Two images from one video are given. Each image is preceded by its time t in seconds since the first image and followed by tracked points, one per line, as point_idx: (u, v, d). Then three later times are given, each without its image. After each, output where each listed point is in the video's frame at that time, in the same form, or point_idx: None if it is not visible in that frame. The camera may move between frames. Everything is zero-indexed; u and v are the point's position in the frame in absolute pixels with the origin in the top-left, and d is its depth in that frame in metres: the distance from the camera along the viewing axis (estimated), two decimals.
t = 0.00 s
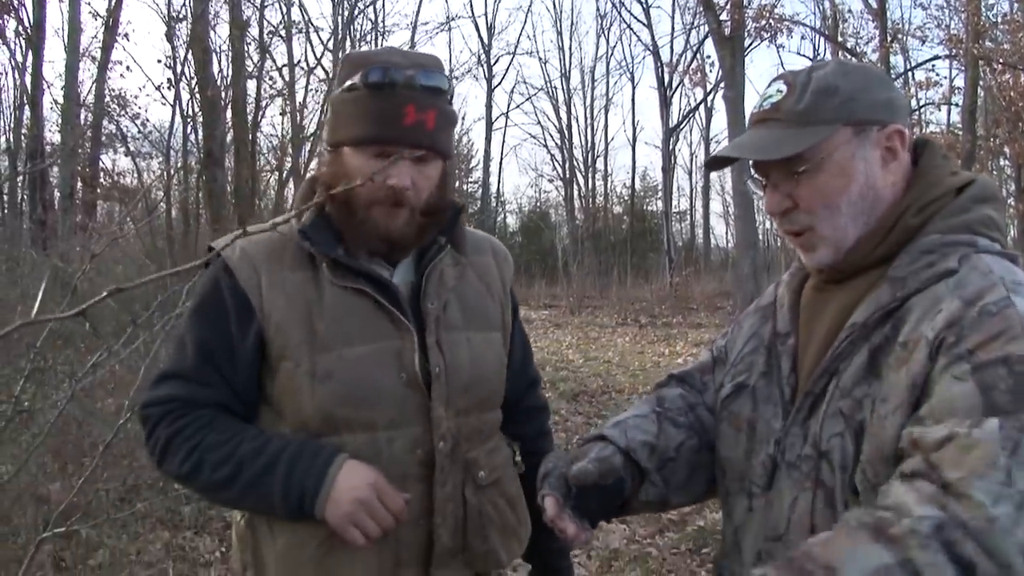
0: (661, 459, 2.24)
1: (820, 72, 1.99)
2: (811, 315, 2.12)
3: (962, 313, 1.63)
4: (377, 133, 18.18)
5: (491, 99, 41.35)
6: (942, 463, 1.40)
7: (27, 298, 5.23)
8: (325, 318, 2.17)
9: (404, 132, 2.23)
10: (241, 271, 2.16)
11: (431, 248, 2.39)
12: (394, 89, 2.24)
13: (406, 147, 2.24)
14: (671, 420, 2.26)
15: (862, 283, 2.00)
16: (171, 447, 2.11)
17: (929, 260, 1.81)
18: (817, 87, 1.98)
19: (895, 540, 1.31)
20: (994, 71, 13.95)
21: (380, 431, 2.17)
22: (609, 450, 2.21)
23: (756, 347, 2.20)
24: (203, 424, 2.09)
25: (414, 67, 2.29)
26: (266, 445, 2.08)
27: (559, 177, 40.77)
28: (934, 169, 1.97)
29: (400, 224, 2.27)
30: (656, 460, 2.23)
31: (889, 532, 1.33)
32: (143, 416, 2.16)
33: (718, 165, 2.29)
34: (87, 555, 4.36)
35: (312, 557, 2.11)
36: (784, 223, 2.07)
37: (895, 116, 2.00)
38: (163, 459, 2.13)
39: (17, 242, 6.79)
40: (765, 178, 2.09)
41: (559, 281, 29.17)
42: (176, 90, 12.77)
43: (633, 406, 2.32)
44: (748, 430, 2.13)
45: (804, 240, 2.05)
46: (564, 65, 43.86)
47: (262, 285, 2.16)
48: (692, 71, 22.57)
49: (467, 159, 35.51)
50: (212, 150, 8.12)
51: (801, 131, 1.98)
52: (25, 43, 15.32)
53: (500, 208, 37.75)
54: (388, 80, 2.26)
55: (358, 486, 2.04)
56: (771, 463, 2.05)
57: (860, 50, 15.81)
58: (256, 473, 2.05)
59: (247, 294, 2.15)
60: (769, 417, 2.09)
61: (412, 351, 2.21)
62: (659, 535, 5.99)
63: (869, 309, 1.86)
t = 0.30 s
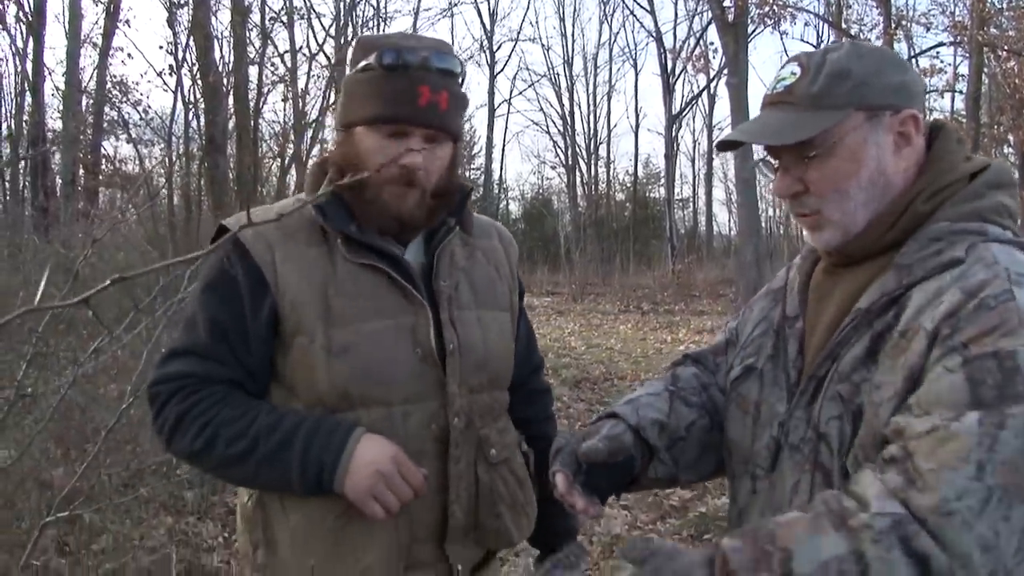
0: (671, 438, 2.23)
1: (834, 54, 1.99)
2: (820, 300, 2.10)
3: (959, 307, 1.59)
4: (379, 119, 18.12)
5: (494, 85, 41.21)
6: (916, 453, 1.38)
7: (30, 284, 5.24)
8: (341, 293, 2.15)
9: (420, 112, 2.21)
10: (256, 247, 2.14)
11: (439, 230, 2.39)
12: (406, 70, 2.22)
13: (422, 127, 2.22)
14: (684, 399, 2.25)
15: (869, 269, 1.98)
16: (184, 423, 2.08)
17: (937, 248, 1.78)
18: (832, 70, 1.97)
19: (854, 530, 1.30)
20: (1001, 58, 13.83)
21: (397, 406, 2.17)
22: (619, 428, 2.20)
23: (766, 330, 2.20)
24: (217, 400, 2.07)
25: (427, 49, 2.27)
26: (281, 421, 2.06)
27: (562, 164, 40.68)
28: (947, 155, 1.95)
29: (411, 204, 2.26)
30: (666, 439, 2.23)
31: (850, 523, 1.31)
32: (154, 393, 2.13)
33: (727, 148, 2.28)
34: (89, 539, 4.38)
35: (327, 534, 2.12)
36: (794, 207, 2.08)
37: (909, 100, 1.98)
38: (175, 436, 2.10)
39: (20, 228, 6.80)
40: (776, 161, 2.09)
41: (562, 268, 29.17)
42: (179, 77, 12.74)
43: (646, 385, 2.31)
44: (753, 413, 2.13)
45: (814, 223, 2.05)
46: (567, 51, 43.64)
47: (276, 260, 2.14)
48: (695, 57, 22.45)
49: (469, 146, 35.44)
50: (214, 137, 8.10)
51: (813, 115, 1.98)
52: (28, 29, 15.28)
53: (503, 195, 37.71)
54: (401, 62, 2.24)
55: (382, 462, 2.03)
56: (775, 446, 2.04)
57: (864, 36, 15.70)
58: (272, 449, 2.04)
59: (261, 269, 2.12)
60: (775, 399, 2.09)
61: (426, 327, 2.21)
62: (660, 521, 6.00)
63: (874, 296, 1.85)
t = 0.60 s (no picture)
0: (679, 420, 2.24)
1: (859, 32, 2.00)
2: (833, 285, 2.09)
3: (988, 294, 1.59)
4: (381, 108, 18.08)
5: (496, 74, 41.10)
6: (999, 457, 1.38)
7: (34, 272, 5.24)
8: (342, 271, 2.07)
9: (427, 90, 2.18)
10: (257, 221, 2.03)
11: (435, 216, 2.34)
12: (418, 50, 2.19)
13: (429, 105, 2.19)
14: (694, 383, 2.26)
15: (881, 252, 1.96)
16: (171, 392, 1.86)
17: (954, 233, 1.75)
18: (852, 46, 1.99)
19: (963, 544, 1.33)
20: (1006, 46, 13.77)
21: (399, 385, 2.10)
22: (637, 384, 2.31)
23: (779, 315, 2.20)
24: (208, 364, 1.87)
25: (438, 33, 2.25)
26: (272, 380, 1.86)
27: (564, 152, 40.59)
28: (967, 140, 1.93)
29: (413, 185, 2.21)
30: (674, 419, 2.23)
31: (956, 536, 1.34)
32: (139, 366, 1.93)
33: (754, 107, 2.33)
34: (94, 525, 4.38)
35: (329, 517, 2.02)
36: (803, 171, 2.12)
37: (929, 85, 1.96)
38: (160, 410, 1.88)
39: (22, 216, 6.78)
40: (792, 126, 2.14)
41: (564, 257, 29.14)
42: (181, 65, 12.71)
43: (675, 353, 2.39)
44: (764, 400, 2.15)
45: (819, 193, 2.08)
46: (570, 39, 43.49)
47: (278, 236, 2.03)
48: (698, 45, 22.36)
49: (471, 134, 35.36)
50: (217, 125, 8.08)
51: (825, 87, 2.01)
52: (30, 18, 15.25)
53: (505, 183, 37.65)
54: (414, 42, 2.21)
55: (386, 412, 1.79)
56: (784, 432, 2.04)
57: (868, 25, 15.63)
58: (263, 408, 1.82)
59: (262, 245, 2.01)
60: (787, 383, 2.08)
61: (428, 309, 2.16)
62: (662, 509, 6.01)
63: (890, 281, 1.83)
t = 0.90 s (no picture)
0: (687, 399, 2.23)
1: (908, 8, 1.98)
2: (856, 265, 2.09)
3: None
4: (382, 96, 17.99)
5: (499, 61, 40.93)
6: None
7: (37, 258, 5.23)
8: (326, 257, 1.95)
9: (412, 68, 2.08)
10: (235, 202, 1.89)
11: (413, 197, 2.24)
12: (401, 27, 2.10)
13: (414, 83, 2.09)
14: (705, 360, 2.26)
15: (909, 237, 1.96)
16: (174, 387, 1.63)
17: (986, 220, 1.77)
18: (900, 20, 1.96)
19: None
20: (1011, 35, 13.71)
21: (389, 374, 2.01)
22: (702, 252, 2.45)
23: (803, 295, 2.20)
24: (214, 348, 1.65)
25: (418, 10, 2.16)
26: (280, 360, 1.60)
27: (566, 140, 40.48)
28: (1009, 128, 1.92)
29: (393, 165, 2.08)
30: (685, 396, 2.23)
31: None
32: (139, 362, 1.71)
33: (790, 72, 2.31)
34: (98, 512, 4.39)
35: (319, 517, 1.85)
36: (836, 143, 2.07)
37: (976, 68, 1.92)
38: (163, 410, 1.64)
39: (23, 202, 6.76)
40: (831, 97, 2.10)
41: (566, 245, 29.11)
42: (182, 51, 12.65)
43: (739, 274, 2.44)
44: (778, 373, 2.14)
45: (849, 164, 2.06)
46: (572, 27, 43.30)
47: (260, 219, 1.90)
48: (702, 32, 22.23)
49: (474, 122, 35.24)
50: (218, 111, 8.05)
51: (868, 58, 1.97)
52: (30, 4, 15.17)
53: (507, 171, 37.57)
54: (395, 19, 2.10)
55: (403, 365, 1.46)
56: (799, 409, 2.03)
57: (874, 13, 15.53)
58: (272, 392, 1.56)
59: (241, 228, 1.86)
60: (804, 362, 2.08)
61: (415, 297, 2.06)
62: (664, 496, 6.01)
63: (916, 263, 1.84)
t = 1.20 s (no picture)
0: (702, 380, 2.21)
1: None
2: (877, 244, 2.07)
3: None
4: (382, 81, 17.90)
5: (500, 46, 40.75)
6: None
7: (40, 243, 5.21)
8: (306, 244, 1.83)
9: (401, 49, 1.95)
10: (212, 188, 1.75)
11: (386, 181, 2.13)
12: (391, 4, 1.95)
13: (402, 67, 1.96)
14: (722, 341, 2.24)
15: (935, 219, 1.94)
16: (174, 378, 1.51)
17: (1016, 207, 1.77)
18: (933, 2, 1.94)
19: None
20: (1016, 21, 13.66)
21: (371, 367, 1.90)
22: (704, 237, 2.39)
23: (824, 276, 2.16)
24: (219, 340, 1.54)
25: None
26: (300, 354, 1.50)
27: (568, 125, 40.34)
28: None
29: (374, 150, 1.98)
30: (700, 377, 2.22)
31: None
32: (127, 350, 1.56)
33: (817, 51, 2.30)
34: (102, 497, 4.40)
35: (303, 521, 1.75)
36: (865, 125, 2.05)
37: (1012, 51, 1.90)
38: (161, 400, 1.52)
39: (24, 187, 6.74)
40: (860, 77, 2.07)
41: (568, 231, 29.06)
42: (183, 37, 12.58)
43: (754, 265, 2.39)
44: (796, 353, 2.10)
45: (877, 145, 2.03)
46: (574, 11, 43.06)
47: (238, 204, 1.78)
48: (705, 18, 22.11)
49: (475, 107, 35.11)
50: (219, 96, 8.01)
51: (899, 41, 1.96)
52: None
53: (508, 156, 37.48)
54: None
55: (471, 361, 1.44)
56: (817, 392, 2.01)
57: None
58: (293, 387, 1.46)
59: (219, 214, 1.73)
60: (823, 344, 2.07)
61: (397, 285, 1.95)
62: (665, 481, 6.02)
63: (944, 247, 1.83)
